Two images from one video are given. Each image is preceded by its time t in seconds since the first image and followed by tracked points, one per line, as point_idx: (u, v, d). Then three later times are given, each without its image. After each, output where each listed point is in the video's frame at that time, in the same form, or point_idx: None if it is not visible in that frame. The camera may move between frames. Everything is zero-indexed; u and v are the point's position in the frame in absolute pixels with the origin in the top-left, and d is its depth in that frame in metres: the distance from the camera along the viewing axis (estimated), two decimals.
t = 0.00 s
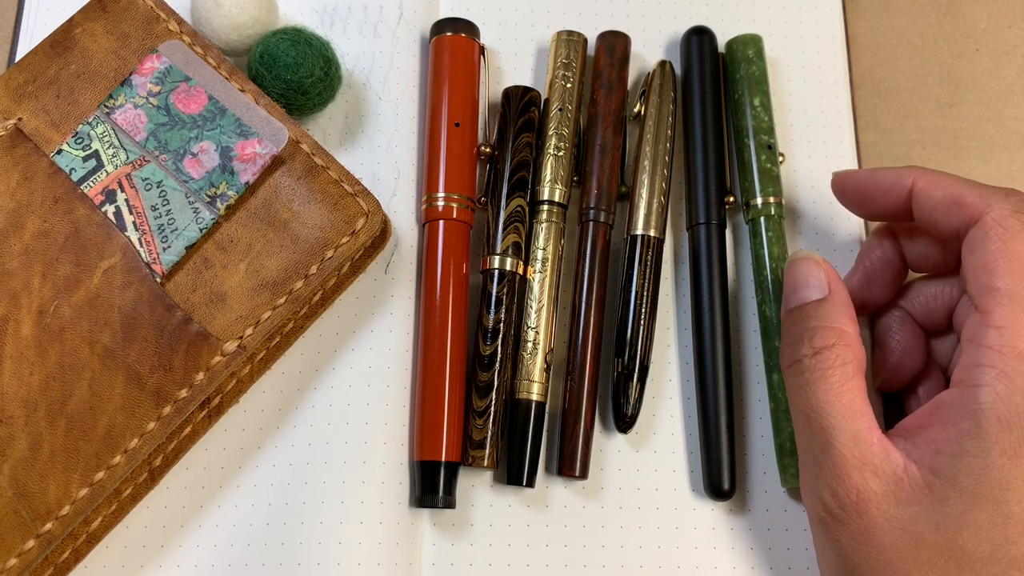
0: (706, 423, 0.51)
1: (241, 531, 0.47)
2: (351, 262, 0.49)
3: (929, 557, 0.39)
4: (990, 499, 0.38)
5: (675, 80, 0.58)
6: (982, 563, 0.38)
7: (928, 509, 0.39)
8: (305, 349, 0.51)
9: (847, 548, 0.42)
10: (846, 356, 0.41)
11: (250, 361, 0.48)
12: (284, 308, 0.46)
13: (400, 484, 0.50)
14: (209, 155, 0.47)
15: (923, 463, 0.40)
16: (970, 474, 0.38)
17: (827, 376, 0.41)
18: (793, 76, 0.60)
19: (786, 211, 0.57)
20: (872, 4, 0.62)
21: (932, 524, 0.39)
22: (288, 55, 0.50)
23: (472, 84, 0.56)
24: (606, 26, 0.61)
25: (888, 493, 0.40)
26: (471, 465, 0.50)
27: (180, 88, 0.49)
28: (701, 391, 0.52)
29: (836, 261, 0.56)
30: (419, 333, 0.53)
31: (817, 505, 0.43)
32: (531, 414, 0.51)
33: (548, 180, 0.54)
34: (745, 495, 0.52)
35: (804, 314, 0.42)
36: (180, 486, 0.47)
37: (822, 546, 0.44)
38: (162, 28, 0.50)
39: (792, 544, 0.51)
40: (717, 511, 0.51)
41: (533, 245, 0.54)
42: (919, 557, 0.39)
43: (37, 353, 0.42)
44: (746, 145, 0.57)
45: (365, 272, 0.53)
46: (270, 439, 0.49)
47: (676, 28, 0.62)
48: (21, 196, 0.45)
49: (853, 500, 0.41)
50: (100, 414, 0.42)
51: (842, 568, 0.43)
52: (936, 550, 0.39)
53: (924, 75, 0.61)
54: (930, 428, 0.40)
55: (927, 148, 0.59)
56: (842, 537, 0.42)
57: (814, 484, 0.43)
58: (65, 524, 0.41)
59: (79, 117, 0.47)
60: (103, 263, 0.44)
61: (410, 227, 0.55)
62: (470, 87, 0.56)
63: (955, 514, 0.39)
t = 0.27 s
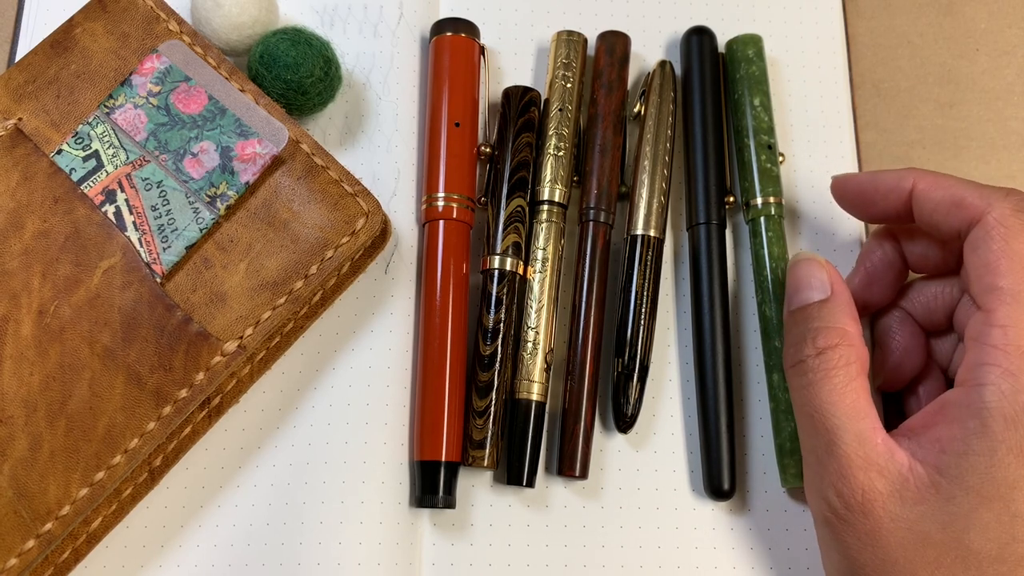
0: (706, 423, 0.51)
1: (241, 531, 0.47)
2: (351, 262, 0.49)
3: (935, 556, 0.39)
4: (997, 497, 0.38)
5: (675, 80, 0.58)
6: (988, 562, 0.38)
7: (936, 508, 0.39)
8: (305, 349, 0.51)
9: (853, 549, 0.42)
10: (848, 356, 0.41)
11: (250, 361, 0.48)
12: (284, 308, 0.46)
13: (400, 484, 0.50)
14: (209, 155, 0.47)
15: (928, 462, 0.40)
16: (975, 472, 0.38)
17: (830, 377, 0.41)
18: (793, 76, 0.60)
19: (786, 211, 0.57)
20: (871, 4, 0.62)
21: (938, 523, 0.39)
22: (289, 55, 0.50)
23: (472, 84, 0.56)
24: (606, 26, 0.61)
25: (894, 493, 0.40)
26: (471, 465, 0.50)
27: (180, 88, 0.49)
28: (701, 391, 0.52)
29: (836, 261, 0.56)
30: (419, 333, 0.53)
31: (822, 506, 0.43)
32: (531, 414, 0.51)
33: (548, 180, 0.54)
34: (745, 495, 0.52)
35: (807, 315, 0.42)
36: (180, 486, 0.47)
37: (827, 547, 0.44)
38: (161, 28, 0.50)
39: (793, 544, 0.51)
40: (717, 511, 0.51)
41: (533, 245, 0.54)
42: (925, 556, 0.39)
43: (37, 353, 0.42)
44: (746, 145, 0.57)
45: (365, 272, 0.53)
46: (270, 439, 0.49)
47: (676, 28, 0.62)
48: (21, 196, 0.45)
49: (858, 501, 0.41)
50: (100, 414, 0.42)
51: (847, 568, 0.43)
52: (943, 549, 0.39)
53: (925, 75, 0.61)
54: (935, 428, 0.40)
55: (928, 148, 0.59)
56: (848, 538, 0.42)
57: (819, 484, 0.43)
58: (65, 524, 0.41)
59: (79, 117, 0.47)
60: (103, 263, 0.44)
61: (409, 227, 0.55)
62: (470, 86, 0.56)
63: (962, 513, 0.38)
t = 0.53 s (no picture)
0: (706, 423, 0.51)
1: (241, 531, 0.47)
2: (351, 262, 0.49)
3: (918, 553, 0.39)
4: (980, 494, 0.38)
5: (675, 80, 0.58)
6: (971, 559, 0.39)
7: (918, 505, 0.39)
8: (305, 349, 0.51)
9: (838, 547, 0.42)
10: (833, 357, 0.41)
11: (250, 361, 0.48)
12: (284, 308, 0.46)
13: (400, 484, 0.50)
14: (208, 155, 0.47)
15: (914, 460, 0.39)
16: (958, 470, 0.38)
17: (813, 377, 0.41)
18: (793, 76, 0.60)
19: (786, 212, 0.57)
20: (872, 4, 0.62)
21: (921, 520, 0.39)
22: (288, 55, 0.50)
23: (472, 84, 0.56)
24: (606, 26, 0.61)
25: (878, 491, 0.40)
26: (471, 465, 0.50)
27: (180, 88, 0.49)
28: (701, 391, 0.52)
29: (836, 262, 0.56)
30: (419, 333, 0.53)
31: (807, 506, 0.43)
32: (531, 414, 0.51)
33: (548, 180, 0.54)
34: (745, 495, 0.52)
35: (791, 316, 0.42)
36: (180, 486, 0.47)
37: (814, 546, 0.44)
38: (162, 28, 0.50)
39: (793, 544, 0.51)
40: (717, 511, 0.51)
41: (533, 245, 0.54)
42: (909, 553, 0.39)
43: (37, 353, 0.42)
44: (746, 145, 0.57)
45: (365, 272, 0.53)
46: (270, 439, 0.49)
47: (676, 28, 0.62)
48: (21, 196, 0.45)
49: (842, 499, 0.41)
50: (99, 414, 0.42)
51: (835, 567, 0.42)
52: (926, 547, 0.39)
53: (924, 75, 0.61)
54: (922, 426, 0.40)
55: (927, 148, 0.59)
56: (834, 537, 0.42)
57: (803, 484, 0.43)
58: (65, 524, 0.41)
59: (79, 117, 0.47)
60: (103, 263, 0.44)
61: (410, 227, 0.55)
62: (470, 86, 0.56)
63: (944, 509, 0.39)
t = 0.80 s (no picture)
0: (706, 423, 0.51)
1: (241, 531, 0.47)
2: (351, 262, 0.49)
3: (947, 548, 0.38)
4: (1004, 484, 0.37)
5: (675, 80, 0.58)
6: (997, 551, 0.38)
7: (945, 500, 0.38)
8: (305, 349, 0.51)
9: (859, 547, 0.40)
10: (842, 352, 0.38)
11: (250, 361, 0.48)
12: (284, 308, 0.46)
13: (400, 484, 0.50)
14: (208, 155, 0.47)
15: (936, 452, 0.38)
16: (985, 460, 0.37)
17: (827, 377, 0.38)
18: (793, 76, 0.60)
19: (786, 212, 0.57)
20: (872, 4, 0.62)
21: (948, 514, 0.38)
22: (288, 55, 0.50)
23: (472, 84, 0.56)
24: (606, 26, 0.61)
25: (904, 488, 0.38)
26: (471, 465, 0.50)
27: (180, 88, 0.49)
28: (701, 391, 0.52)
29: (836, 262, 0.56)
30: (419, 333, 0.53)
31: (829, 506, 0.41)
32: (531, 414, 0.51)
33: (548, 180, 0.54)
34: (745, 495, 0.52)
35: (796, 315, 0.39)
36: (180, 486, 0.47)
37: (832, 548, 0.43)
38: (161, 28, 0.50)
39: (793, 544, 0.51)
40: (717, 511, 0.51)
41: (533, 245, 0.54)
42: (937, 548, 0.38)
43: (37, 353, 0.42)
44: (746, 145, 0.57)
45: (364, 272, 0.53)
46: (270, 439, 0.49)
47: (676, 28, 0.62)
48: (21, 196, 0.45)
49: (867, 497, 0.39)
50: (100, 414, 0.42)
51: (854, 566, 0.41)
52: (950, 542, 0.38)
53: (924, 75, 0.60)
54: (940, 420, 0.39)
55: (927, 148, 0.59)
56: (854, 535, 0.40)
57: (817, 481, 0.41)
58: (65, 524, 0.41)
59: (79, 117, 0.47)
60: (103, 263, 0.44)
61: (409, 227, 0.55)
62: (470, 86, 0.56)
63: (972, 502, 0.37)
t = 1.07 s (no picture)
0: (706, 423, 0.51)
1: (241, 532, 0.47)
2: (351, 263, 0.49)
3: None
4: None
5: (675, 80, 0.58)
6: None
7: None
8: (305, 349, 0.51)
9: None
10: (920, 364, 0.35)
11: (250, 361, 0.48)
12: (284, 308, 0.46)
13: (400, 484, 0.50)
14: (208, 155, 0.47)
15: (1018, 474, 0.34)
16: None
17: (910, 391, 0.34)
18: (793, 76, 0.60)
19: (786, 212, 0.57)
20: (871, 4, 0.62)
21: None
22: (288, 55, 0.50)
23: (472, 84, 0.56)
24: (606, 26, 0.61)
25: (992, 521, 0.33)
26: (471, 465, 0.50)
27: (180, 88, 0.49)
28: (700, 391, 0.52)
29: (837, 262, 0.56)
30: (419, 333, 0.53)
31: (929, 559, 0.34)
32: (531, 414, 0.51)
33: (548, 180, 0.54)
34: (746, 496, 0.52)
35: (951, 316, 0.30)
36: (180, 486, 0.47)
37: None
38: (161, 28, 0.50)
39: (793, 544, 0.51)
40: (717, 511, 0.51)
41: (533, 245, 0.54)
42: None
43: (37, 354, 0.42)
44: (746, 145, 0.57)
45: (365, 272, 0.53)
46: (270, 439, 0.49)
47: (676, 28, 0.62)
48: (21, 196, 0.45)
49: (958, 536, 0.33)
50: (100, 414, 0.42)
51: None
52: None
53: (925, 75, 0.60)
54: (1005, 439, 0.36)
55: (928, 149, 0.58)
56: None
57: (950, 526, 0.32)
58: (65, 524, 0.41)
59: (79, 117, 0.47)
60: (103, 263, 0.44)
61: (410, 227, 0.55)
62: (470, 86, 0.56)
63: None
